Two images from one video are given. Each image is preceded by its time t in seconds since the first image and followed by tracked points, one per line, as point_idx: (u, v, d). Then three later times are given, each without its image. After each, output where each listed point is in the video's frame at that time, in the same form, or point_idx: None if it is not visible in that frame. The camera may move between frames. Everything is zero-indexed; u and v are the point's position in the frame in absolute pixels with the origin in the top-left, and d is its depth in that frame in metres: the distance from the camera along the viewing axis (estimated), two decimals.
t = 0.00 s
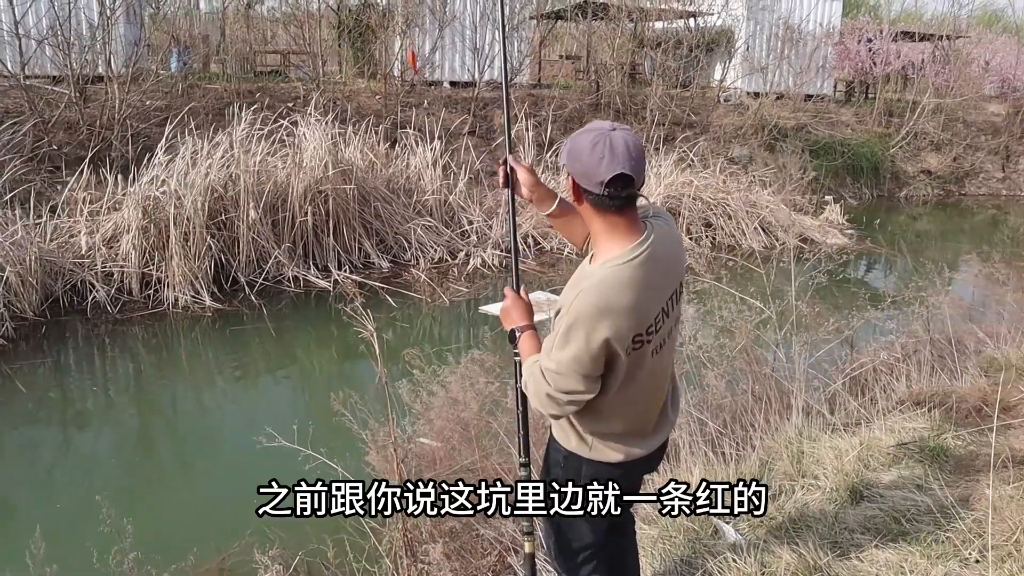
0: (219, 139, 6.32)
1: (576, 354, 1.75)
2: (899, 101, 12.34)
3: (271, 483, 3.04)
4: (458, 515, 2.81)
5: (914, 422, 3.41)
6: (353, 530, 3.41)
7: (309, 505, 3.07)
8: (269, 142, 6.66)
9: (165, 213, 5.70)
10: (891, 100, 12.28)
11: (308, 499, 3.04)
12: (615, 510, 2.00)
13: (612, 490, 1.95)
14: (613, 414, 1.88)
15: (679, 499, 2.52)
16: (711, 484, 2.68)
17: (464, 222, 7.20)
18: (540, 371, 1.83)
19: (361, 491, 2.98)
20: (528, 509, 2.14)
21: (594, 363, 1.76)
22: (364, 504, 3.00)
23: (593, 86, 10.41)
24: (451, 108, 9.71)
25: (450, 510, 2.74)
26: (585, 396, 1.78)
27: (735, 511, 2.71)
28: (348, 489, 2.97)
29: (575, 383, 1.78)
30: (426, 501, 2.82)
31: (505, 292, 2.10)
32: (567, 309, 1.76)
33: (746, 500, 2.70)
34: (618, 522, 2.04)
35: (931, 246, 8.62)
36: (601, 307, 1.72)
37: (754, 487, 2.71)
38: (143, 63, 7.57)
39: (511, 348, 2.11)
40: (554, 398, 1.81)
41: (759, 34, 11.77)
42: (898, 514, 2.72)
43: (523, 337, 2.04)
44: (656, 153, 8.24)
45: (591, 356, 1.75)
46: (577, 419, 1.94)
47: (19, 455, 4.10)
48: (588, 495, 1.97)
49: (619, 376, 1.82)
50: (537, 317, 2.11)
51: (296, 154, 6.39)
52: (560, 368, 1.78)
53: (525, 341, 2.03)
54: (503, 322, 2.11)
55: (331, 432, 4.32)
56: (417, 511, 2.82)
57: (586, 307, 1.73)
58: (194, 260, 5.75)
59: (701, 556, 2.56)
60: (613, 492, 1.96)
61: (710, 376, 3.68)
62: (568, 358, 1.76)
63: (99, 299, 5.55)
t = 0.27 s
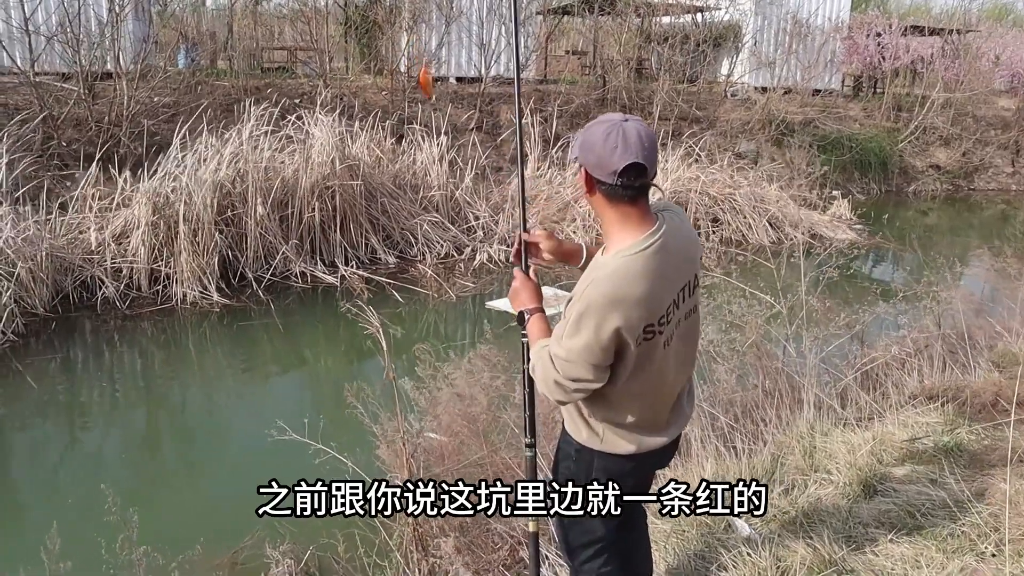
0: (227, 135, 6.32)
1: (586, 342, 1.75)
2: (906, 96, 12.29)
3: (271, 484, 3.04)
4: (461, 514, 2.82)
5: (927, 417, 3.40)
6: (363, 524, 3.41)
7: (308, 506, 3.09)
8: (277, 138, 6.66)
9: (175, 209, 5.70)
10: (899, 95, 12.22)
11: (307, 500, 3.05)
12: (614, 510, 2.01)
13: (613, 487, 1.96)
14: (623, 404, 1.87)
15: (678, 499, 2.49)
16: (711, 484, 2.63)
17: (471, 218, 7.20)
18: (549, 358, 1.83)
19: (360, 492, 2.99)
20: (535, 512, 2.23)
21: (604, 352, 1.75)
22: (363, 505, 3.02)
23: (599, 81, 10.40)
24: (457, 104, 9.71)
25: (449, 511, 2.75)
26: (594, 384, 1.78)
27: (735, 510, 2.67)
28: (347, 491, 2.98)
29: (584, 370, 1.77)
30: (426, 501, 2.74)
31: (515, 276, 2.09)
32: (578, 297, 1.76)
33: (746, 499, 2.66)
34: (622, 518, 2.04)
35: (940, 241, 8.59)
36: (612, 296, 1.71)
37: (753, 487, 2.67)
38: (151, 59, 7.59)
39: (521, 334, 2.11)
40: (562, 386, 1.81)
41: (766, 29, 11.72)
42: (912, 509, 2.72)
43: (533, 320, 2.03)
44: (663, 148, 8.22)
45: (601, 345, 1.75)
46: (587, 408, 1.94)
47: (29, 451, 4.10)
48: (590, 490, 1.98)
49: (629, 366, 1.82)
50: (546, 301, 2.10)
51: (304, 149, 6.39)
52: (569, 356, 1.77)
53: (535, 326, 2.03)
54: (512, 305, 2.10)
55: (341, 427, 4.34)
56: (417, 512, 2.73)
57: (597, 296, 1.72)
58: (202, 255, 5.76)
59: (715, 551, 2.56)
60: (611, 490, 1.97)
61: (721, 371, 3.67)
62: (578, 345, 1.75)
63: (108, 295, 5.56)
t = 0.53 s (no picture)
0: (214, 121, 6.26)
1: (583, 328, 1.75)
2: (892, 83, 12.36)
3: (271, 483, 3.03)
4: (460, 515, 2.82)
5: (917, 402, 3.44)
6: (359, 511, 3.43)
7: (309, 505, 3.09)
8: (264, 124, 6.60)
9: (164, 196, 5.64)
10: (885, 82, 12.29)
11: (308, 498, 3.04)
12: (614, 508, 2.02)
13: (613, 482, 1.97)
14: (620, 389, 1.87)
15: (678, 500, 2.53)
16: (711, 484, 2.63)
17: (460, 204, 7.18)
18: (547, 344, 1.83)
19: (361, 491, 2.98)
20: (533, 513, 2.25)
21: (601, 337, 1.76)
22: (364, 504, 3.01)
23: (587, 68, 10.38)
24: (445, 90, 9.66)
25: (449, 511, 2.75)
26: (592, 370, 1.78)
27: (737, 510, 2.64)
28: (348, 490, 2.97)
29: (581, 356, 1.78)
30: (426, 501, 2.80)
31: (518, 263, 2.09)
32: (575, 283, 1.76)
33: (746, 499, 2.61)
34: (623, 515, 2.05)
35: (925, 227, 8.67)
36: (609, 281, 1.71)
37: (754, 486, 2.60)
38: (136, 45, 7.48)
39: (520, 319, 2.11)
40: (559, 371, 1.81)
41: (754, 15, 11.74)
42: (904, 492, 2.76)
43: (534, 308, 2.04)
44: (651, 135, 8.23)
45: (598, 331, 1.75)
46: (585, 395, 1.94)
47: (17, 441, 4.05)
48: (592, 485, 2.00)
49: (626, 351, 1.82)
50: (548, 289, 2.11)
51: (292, 135, 6.33)
52: (567, 341, 1.78)
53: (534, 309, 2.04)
54: (515, 293, 2.11)
55: (333, 414, 4.35)
56: (418, 512, 2.80)
57: (594, 282, 1.72)
58: (191, 243, 5.70)
59: (711, 535, 2.59)
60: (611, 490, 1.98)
61: (714, 356, 3.70)
62: (575, 331, 1.76)
63: (96, 283, 5.50)
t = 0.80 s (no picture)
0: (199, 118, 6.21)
1: (578, 324, 1.76)
2: (875, 79, 12.46)
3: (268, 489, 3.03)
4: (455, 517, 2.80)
5: (903, 395, 3.48)
6: (350, 508, 3.45)
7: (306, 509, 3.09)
8: (250, 122, 6.55)
9: (150, 193, 5.58)
10: (868, 78, 12.39)
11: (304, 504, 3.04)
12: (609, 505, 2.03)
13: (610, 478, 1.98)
14: (615, 383, 1.89)
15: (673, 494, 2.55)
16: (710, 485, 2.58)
17: (447, 202, 7.17)
18: (541, 339, 1.84)
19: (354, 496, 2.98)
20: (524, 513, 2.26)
21: (596, 333, 1.77)
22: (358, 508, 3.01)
23: (573, 65, 10.39)
24: (431, 87, 9.64)
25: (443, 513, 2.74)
26: (586, 365, 1.79)
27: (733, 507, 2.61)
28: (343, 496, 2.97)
29: (576, 351, 1.79)
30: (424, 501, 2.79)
31: (511, 251, 2.08)
32: (570, 279, 1.77)
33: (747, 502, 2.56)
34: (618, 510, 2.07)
35: (909, 223, 8.76)
36: (604, 278, 1.72)
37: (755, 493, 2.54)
38: (119, 42, 7.39)
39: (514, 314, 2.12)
40: (554, 365, 1.82)
41: (738, 12, 11.80)
42: (893, 485, 2.79)
43: (528, 300, 2.04)
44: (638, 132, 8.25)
45: (593, 327, 1.76)
46: (581, 389, 1.95)
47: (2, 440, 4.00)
48: (588, 481, 2.01)
49: (621, 347, 1.83)
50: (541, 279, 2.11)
51: (279, 132, 6.28)
52: (562, 337, 1.78)
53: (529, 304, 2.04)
54: (507, 282, 2.10)
55: (323, 413, 4.35)
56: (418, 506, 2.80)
57: (589, 278, 1.73)
58: (178, 241, 5.65)
59: (704, 528, 2.60)
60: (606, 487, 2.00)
61: (703, 352, 3.73)
62: (570, 327, 1.76)
63: (82, 282, 5.44)
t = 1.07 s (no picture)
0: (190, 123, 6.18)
1: (575, 322, 1.76)
2: (864, 76, 12.52)
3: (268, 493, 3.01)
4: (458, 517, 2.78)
5: (899, 391, 3.50)
6: (349, 512, 3.44)
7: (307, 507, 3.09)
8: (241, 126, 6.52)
9: (142, 199, 5.54)
10: (857, 76, 12.46)
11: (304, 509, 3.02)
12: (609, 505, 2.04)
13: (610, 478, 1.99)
14: (613, 381, 1.89)
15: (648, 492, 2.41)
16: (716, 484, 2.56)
17: (439, 203, 7.17)
18: (539, 336, 1.85)
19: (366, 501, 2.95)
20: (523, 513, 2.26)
21: (593, 331, 1.77)
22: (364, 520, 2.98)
23: (563, 66, 10.41)
24: (422, 90, 9.65)
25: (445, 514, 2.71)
26: (582, 362, 1.80)
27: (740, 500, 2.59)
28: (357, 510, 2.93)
29: (573, 349, 1.79)
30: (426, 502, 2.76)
31: (509, 251, 2.09)
32: (568, 277, 1.77)
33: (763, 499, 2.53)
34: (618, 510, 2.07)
35: (900, 219, 8.81)
36: (602, 276, 1.72)
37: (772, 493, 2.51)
38: (108, 47, 7.35)
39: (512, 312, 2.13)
40: (551, 363, 1.83)
41: (727, 11, 11.86)
42: (891, 479, 2.81)
43: (525, 296, 2.05)
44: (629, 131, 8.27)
45: (590, 325, 1.76)
46: (579, 386, 1.96)
47: None
48: (588, 480, 2.01)
49: (618, 345, 1.83)
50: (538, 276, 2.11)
51: (270, 136, 6.26)
52: (559, 334, 1.79)
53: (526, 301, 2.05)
54: (504, 279, 2.11)
55: (319, 416, 4.34)
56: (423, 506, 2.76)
57: (587, 276, 1.73)
58: (170, 246, 5.63)
59: (704, 526, 2.60)
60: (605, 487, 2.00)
61: (698, 350, 3.74)
62: (567, 325, 1.77)
63: (74, 289, 5.40)
